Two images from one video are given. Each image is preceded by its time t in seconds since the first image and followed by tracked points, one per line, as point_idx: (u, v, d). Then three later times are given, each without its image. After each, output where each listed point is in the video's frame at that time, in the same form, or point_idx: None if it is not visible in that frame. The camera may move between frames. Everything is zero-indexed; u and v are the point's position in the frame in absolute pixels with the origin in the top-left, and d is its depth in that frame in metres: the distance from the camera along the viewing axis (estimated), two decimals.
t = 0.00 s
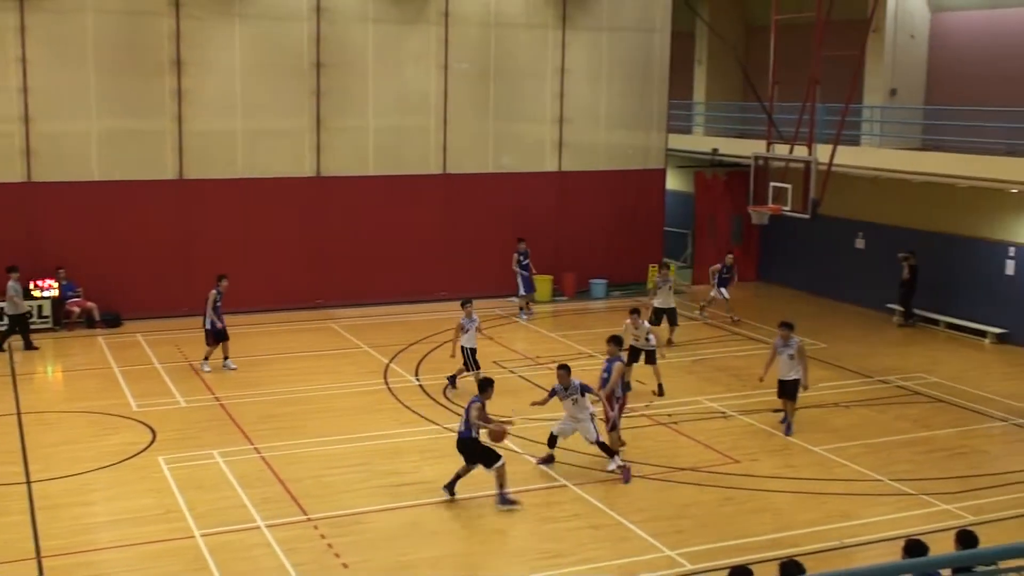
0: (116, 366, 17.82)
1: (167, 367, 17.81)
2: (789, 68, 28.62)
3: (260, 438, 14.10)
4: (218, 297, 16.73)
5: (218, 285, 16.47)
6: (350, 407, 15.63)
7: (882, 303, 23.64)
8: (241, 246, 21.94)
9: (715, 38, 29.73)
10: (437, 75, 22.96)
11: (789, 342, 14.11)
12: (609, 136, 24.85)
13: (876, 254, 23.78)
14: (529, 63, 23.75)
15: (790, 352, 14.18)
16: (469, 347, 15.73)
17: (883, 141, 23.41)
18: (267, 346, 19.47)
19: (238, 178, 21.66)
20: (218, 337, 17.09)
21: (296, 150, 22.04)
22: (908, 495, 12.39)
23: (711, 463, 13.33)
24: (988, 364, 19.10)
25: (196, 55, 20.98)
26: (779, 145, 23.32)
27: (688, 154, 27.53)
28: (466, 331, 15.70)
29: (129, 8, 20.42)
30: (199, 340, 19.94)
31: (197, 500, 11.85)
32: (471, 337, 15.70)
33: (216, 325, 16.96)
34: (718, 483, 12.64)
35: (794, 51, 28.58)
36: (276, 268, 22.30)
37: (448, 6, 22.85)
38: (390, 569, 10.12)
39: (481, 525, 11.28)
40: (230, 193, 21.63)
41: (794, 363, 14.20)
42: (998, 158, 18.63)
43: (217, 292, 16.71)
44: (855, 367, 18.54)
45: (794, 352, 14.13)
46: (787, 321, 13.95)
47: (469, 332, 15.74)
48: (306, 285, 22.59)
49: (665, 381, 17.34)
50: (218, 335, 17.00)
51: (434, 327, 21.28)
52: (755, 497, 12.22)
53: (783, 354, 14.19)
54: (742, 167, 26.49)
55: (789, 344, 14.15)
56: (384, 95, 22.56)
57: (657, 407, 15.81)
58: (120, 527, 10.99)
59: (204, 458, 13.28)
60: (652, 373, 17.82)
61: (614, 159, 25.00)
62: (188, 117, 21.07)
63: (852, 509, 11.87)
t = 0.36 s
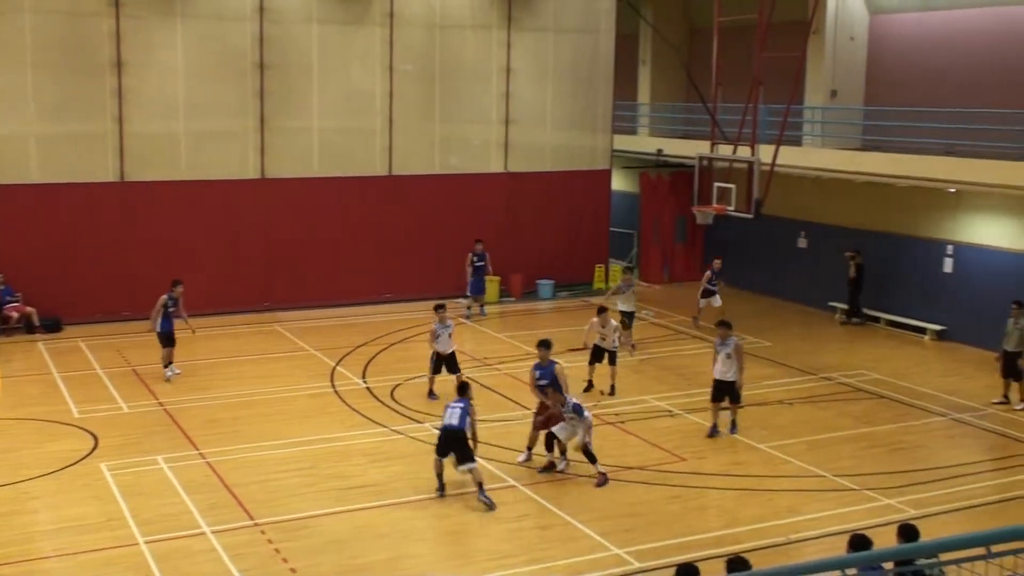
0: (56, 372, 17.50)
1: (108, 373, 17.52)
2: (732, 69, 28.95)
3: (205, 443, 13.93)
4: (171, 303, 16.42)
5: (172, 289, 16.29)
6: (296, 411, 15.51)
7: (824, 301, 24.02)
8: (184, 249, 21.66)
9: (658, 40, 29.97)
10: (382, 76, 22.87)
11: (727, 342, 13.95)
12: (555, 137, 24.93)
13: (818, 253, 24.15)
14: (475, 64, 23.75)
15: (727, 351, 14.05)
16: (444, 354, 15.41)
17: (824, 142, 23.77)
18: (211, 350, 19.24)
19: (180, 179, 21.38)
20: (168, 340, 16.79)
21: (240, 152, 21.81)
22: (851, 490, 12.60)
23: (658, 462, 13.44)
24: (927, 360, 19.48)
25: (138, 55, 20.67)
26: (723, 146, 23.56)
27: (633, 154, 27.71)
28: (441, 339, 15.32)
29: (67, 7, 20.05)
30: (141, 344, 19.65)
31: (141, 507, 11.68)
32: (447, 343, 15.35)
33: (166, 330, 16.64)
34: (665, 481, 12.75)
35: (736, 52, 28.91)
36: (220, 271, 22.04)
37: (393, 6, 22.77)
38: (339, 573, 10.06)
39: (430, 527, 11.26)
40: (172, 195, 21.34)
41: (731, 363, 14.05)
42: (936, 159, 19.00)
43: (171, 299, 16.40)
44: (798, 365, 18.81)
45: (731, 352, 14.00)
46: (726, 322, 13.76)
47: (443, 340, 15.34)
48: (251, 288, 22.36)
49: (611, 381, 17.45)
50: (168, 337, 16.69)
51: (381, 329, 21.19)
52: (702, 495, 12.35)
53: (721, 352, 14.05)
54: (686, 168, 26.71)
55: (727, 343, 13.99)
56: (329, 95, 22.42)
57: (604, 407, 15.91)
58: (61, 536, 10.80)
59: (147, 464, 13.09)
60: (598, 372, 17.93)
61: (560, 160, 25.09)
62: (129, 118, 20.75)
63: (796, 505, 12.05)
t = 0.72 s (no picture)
0: None
1: (55, 376, 17.26)
2: (681, 71, 29.18)
3: (155, 447, 13.77)
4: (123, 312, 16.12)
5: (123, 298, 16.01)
6: (248, 414, 15.39)
7: (773, 301, 24.33)
8: (132, 251, 21.39)
9: (608, 41, 30.13)
10: (332, 77, 22.75)
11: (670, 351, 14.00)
12: (505, 138, 24.96)
13: (766, 253, 24.45)
14: (425, 65, 23.70)
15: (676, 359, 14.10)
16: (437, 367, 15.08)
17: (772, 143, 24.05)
18: (160, 353, 19.01)
19: (127, 181, 21.11)
20: (121, 346, 16.55)
21: (188, 153, 21.58)
22: (802, 487, 12.78)
23: (611, 461, 13.52)
24: (873, 358, 19.79)
25: (82, 55, 20.37)
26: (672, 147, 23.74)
27: (584, 154, 27.82)
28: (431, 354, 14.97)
29: (8, 6, 19.68)
30: (87, 347, 19.36)
31: (90, 512, 11.53)
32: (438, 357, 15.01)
33: (119, 336, 16.39)
34: (618, 480, 12.85)
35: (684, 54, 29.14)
36: (169, 274, 21.80)
37: (342, 7, 22.65)
38: None
39: (385, 528, 11.24)
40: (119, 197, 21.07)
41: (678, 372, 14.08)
42: (881, 160, 19.31)
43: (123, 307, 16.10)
44: (748, 363, 19.04)
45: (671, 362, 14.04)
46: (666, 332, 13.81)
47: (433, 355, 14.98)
48: (200, 290, 22.14)
49: (564, 381, 17.52)
50: (121, 343, 16.43)
51: (333, 330, 21.10)
52: (655, 493, 12.45)
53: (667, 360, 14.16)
54: (636, 169, 26.90)
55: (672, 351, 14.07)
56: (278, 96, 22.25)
57: (557, 407, 15.97)
58: (7, 543, 10.61)
59: (96, 469, 12.91)
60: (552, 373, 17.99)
61: (511, 161, 25.13)
62: (73, 119, 20.43)
63: (748, 503, 12.19)
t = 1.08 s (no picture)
0: None
1: (50, 377, 17.23)
2: (677, 71, 29.19)
3: (150, 448, 13.77)
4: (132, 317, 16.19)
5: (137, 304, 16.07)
6: (244, 414, 15.39)
7: (768, 301, 24.37)
8: (127, 251, 21.36)
9: (603, 41, 30.17)
10: (326, 77, 22.73)
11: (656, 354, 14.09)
12: (500, 137, 24.96)
13: (762, 254, 24.48)
14: (420, 65, 23.68)
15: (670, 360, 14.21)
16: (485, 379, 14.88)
17: (767, 142, 24.08)
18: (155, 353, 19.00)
19: (122, 182, 21.08)
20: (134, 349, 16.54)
21: (183, 153, 21.56)
22: (798, 487, 12.79)
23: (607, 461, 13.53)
24: (869, 358, 19.83)
25: (77, 55, 20.34)
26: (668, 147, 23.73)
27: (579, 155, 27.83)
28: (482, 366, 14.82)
29: (2, 6, 19.64)
30: (83, 347, 19.33)
31: (86, 513, 11.51)
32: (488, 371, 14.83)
33: (130, 342, 16.35)
34: (614, 480, 12.86)
35: (680, 55, 29.15)
36: (165, 274, 21.78)
37: (337, 7, 22.63)
38: None
39: (381, 529, 11.23)
40: (114, 197, 21.05)
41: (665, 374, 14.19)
42: (876, 160, 19.33)
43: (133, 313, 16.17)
44: (744, 363, 19.05)
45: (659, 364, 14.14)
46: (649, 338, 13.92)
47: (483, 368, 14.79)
48: (195, 290, 22.12)
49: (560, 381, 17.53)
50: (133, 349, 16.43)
51: (328, 330, 21.09)
52: (652, 493, 12.46)
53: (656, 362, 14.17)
54: (631, 169, 26.97)
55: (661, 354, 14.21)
56: (273, 96, 22.24)
57: (553, 407, 15.98)
58: (3, 543, 10.60)
59: (91, 469, 12.91)
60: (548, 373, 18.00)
61: (506, 162, 25.13)
62: (68, 119, 20.40)
63: (744, 503, 12.20)
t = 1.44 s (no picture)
0: None
1: (50, 376, 17.24)
2: (677, 71, 29.20)
3: (150, 447, 13.76)
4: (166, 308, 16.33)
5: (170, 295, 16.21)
6: (244, 414, 15.39)
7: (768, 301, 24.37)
8: (127, 251, 21.36)
9: (603, 41, 30.18)
10: (326, 77, 22.73)
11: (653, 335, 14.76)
12: (501, 137, 24.95)
13: (762, 254, 24.48)
14: (420, 64, 23.67)
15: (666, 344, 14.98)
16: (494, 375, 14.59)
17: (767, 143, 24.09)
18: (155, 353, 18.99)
19: (122, 181, 21.08)
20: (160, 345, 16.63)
21: (183, 153, 21.55)
22: (798, 488, 12.79)
23: (607, 461, 13.53)
24: (869, 358, 19.83)
25: (76, 55, 20.33)
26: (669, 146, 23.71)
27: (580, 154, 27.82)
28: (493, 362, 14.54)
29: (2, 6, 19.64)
30: (83, 347, 19.33)
31: (86, 512, 11.51)
32: (501, 364, 14.54)
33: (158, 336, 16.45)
34: (613, 480, 12.86)
35: (680, 55, 29.16)
36: (165, 274, 21.78)
37: (337, 7, 22.63)
38: None
39: (380, 528, 11.24)
40: (114, 197, 21.05)
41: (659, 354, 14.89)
42: (876, 161, 19.32)
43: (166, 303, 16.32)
44: (744, 364, 19.04)
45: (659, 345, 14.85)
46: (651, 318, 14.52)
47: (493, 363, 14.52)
48: (194, 290, 22.11)
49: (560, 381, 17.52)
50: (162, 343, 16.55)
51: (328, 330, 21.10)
52: (652, 493, 12.46)
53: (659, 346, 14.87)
54: (631, 169, 26.97)
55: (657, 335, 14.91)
56: (273, 96, 22.23)
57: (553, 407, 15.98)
58: (3, 543, 10.60)
59: (91, 469, 12.90)
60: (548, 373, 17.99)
61: (506, 162, 25.12)
62: (68, 120, 20.40)
63: (744, 503, 12.20)
